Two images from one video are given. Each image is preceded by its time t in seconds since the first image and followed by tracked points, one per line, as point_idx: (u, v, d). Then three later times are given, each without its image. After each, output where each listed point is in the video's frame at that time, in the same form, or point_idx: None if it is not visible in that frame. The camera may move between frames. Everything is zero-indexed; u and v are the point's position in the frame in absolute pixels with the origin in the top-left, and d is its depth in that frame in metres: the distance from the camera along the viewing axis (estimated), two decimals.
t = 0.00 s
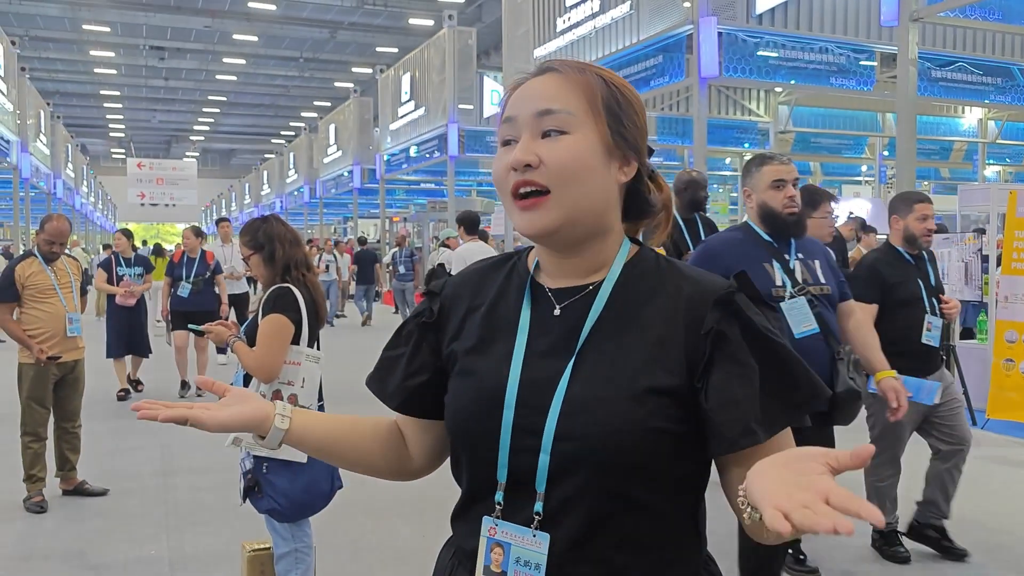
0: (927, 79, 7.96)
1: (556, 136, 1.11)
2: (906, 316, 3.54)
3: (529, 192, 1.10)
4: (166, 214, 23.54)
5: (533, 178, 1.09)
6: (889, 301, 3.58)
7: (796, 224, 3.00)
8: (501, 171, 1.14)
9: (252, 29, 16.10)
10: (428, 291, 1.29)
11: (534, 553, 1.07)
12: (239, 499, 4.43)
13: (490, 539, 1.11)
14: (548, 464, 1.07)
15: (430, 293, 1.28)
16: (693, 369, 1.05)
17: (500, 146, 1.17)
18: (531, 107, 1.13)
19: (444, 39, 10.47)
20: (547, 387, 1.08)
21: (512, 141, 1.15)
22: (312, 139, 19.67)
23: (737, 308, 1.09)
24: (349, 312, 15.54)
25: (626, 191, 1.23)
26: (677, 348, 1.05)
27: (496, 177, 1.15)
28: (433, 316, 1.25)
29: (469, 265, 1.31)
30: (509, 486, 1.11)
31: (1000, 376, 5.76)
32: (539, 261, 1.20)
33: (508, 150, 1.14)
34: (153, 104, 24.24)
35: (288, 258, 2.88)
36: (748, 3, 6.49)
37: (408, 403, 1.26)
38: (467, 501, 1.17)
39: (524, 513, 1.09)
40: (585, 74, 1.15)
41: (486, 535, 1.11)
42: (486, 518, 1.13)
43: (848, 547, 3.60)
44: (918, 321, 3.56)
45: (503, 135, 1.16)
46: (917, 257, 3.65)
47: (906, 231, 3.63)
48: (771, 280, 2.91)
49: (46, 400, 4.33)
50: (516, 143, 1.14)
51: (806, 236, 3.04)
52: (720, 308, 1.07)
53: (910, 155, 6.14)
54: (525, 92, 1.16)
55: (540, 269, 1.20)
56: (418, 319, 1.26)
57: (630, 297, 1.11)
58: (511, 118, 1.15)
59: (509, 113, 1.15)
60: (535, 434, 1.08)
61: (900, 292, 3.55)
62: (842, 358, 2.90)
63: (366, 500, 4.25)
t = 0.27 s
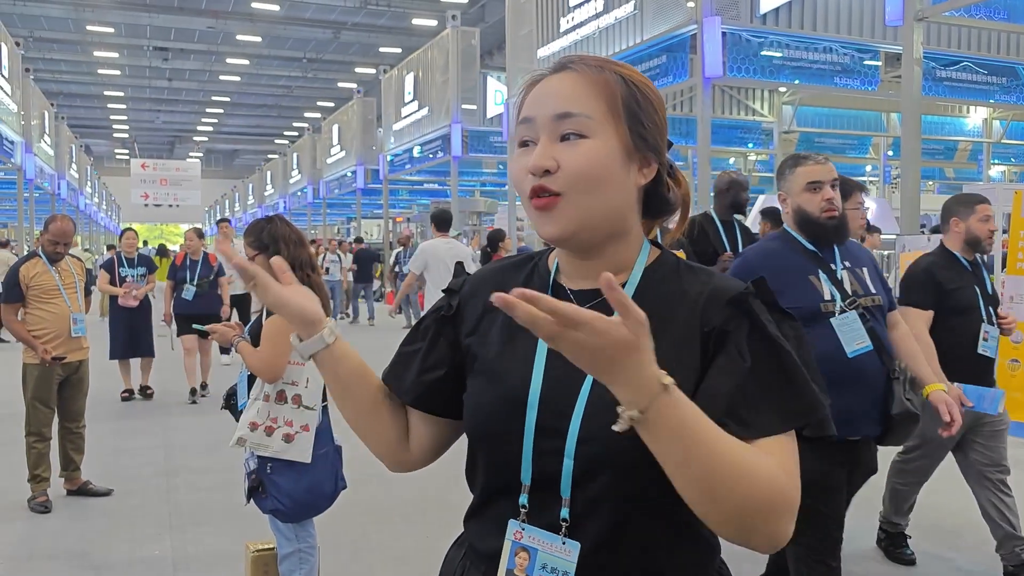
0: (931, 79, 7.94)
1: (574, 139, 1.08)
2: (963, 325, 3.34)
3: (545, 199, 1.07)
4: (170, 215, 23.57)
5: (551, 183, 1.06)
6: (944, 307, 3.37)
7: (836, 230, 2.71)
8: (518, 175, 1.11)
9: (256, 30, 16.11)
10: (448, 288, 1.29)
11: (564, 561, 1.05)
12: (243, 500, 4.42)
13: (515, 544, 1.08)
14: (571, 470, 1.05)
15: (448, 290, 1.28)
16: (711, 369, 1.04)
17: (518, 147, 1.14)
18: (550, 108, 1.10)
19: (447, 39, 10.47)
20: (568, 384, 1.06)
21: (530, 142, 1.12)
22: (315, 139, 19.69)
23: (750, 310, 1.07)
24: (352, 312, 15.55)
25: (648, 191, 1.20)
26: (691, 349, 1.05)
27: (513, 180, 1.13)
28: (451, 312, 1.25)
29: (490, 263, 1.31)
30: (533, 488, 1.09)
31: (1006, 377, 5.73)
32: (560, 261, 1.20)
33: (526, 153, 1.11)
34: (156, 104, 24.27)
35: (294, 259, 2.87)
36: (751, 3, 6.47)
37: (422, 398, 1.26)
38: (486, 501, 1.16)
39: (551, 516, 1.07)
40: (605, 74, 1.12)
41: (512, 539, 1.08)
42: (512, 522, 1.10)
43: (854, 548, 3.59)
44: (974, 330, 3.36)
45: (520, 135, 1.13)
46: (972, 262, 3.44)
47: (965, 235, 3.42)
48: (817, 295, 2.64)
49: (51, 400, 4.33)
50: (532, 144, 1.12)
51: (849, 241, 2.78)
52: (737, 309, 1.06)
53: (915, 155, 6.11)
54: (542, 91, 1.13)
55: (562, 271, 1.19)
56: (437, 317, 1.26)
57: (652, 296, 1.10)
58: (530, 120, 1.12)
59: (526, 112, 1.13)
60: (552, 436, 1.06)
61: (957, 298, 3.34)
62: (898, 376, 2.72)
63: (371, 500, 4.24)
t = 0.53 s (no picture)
0: (931, 79, 7.94)
1: (590, 134, 1.08)
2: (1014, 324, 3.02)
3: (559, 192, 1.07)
4: (169, 215, 23.55)
5: (564, 175, 1.06)
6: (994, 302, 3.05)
7: (876, 220, 2.41)
8: (532, 166, 1.11)
9: (255, 30, 16.10)
10: (452, 287, 1.29)
11: (560, 560, 1.04)
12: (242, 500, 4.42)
13: (512, 545, 1.07)
14: (569, 469, 1.05)
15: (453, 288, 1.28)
16: (714, 372, 1.03)
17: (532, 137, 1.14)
18: (567, 101, 1.09)
19: (446, 39, 10.46)
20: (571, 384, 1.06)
21: (546, 134, 1.11)
22: (315, 139, 19.68)
23: (755, 318, 1.06)
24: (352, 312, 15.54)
25: (657, 193, 1.20)
26: (693, 354, 1.04)
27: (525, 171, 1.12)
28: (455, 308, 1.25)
29: (497, 260, 1.30)
30: (530, 488, 1.09)
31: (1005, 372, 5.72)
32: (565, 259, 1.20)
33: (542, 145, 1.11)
34: (155, 104, 24.26)
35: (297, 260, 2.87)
36: (751, 3, 6.46)
37: (423, 395, 1.25)
38: (484, 502, 1.16)
39: (548, 516, 1.07)
40: (626, 72, 1.11)
41: (508, 539, 1.07)
42: (508, 523, 1.09)
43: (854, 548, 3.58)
44: None
45: (536, 127, 1.13)
46: None
47: None
48: (865, 286, 2.35)
49: (50, 400, 4.33)
50: (549, 139, 1.11)
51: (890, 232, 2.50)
52: (741, 315, 1.06)
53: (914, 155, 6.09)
54: (560, 84, 1.13)
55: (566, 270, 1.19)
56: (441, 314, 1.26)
57: (656, 298, 1.10)
58: (546, 113, 1.11)
59: (545, 106, 1.12)
60: (551, 436, 1.06)
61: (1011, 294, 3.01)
62: (953, 374, 2.31)
63: (370, 500, 4.24)
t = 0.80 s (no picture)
0: (925, 79, 7.95)
1: (590, 134, 1.07)
2: None
3: (557, 192, 1.06)
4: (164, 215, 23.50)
5: (565, 176, 1.05)
6: None
7: (935, 217, 2.09)
8: (530, 166, 1.09)
9: (249, 30, 16.08)
10: (445, 290, 1.28)
11: (560, 561, 1.03)
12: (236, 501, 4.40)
13: (511, 548, 1.05)
14: (568, 470, 1.04)
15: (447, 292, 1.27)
16: (714, 370, 1.03)
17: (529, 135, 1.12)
18: (566, 100, 1.08)
19: (441, 39, 10.45)
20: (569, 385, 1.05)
21: (544, 134, 1.10)
22: (309, 139, 19.65)
23: (753, 315, 1.05)
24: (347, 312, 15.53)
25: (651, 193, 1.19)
26: (693, 353, 1.04)
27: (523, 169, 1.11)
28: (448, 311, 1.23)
29: (490, 263, 1.29)
30: (528, 489, 1.08)
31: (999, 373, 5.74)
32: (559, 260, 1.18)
33: (540, 145, 1.10)
34: (149, 104, 24.20)
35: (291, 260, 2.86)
36: (746, 3, 6.44)
37: (419, 399, 1.23)
38: (480, 504, 1.15)
39: (547, 517, 1.06)
40: (623, 70, 1.10)
41: (507, 543, 1.05)
42: (505, 527, 1.07)
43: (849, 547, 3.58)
44: None
45: (533, 125, 1.11)
46: None
47: None
48: (924, 293, 2.03)
49: (43, 401, 4.30)
50: (546, 136, 1.10)
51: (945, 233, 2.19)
52: (738, 313, 1.05)
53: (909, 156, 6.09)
54: (558, 82, 1.11)
55: (561, 270, 1.18)
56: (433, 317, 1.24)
57: (654, 297, 1.09)
58: (544, 112, 1.10)
59: (542, 103, 1.10)
60: (551, 437, 1.05)
61: None
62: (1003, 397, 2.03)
63: (364, 500, 4.23)
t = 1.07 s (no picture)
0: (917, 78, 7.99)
1: (618, 138, 1.08)
2: None
3: (583, 195, 1.07)
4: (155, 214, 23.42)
5: (592, 178, 1.06)
6: None
7: None
8: (551, 163, 1.09)
9: (241, 28, 16.04)
10: (437, 297, 1.27)
11: (554, 561, 1.03)
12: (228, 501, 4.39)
13: (505, 558, 1.05)
14: (563, 470, 1.04)
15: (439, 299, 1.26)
16: (710, 370, 1.03)
17: (542, 130, 1.11)
18: (593, 99, 1.08)
19: (434, 38, 10.43)
20: (563, 386, 1.06)
21: (563, 132, 1.10)
22: (302, 139, 19.61)
23: (745, 312, 1.05)
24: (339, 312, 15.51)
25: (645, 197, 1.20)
26: (687, 353, 1.04)
27: (539, 164, 1.10)
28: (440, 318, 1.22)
29: (480, 270, 1.28)
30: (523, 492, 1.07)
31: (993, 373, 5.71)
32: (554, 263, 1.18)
33: (559, 142, 1.09)
34: (141, 103, 24.11)
35: (279, 259, 2.86)
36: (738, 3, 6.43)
37: (412, 409, 1.22)
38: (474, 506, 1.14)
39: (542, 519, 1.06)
40: (646, 78, 1.11)
41: (500, 554, 1.05)
42: (498, 536, 1.07)
43: (840, 546, 3.59)
44: None
45: (549, 120, 1.10)
46: None
47: None
48: (1001, 298, 1.91)
49: (34, 401, 4.29)
50: (567, 135, 1.09)
51: None
52: (731, 311, 1.05)
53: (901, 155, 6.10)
54: (580, 79, 1.11)
55: (554, 273, 1.17)
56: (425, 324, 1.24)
57: (645, 297, 1.09)
58: (567, 108, 1.09)
59: (564, 100, 1.10)
60: (545, 439, 1.05)
61: None
62: None
63: (356, 500, 4.23)
